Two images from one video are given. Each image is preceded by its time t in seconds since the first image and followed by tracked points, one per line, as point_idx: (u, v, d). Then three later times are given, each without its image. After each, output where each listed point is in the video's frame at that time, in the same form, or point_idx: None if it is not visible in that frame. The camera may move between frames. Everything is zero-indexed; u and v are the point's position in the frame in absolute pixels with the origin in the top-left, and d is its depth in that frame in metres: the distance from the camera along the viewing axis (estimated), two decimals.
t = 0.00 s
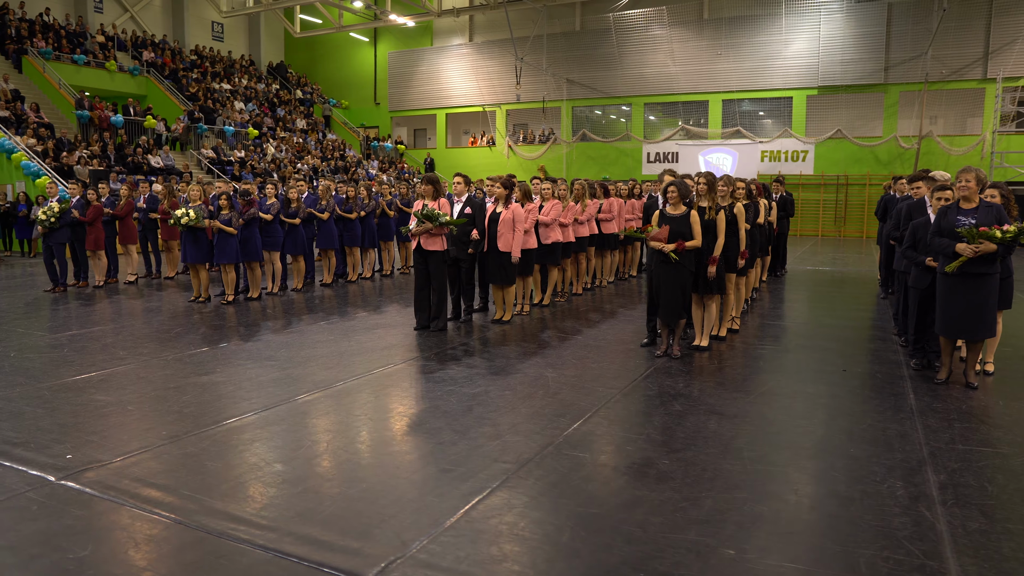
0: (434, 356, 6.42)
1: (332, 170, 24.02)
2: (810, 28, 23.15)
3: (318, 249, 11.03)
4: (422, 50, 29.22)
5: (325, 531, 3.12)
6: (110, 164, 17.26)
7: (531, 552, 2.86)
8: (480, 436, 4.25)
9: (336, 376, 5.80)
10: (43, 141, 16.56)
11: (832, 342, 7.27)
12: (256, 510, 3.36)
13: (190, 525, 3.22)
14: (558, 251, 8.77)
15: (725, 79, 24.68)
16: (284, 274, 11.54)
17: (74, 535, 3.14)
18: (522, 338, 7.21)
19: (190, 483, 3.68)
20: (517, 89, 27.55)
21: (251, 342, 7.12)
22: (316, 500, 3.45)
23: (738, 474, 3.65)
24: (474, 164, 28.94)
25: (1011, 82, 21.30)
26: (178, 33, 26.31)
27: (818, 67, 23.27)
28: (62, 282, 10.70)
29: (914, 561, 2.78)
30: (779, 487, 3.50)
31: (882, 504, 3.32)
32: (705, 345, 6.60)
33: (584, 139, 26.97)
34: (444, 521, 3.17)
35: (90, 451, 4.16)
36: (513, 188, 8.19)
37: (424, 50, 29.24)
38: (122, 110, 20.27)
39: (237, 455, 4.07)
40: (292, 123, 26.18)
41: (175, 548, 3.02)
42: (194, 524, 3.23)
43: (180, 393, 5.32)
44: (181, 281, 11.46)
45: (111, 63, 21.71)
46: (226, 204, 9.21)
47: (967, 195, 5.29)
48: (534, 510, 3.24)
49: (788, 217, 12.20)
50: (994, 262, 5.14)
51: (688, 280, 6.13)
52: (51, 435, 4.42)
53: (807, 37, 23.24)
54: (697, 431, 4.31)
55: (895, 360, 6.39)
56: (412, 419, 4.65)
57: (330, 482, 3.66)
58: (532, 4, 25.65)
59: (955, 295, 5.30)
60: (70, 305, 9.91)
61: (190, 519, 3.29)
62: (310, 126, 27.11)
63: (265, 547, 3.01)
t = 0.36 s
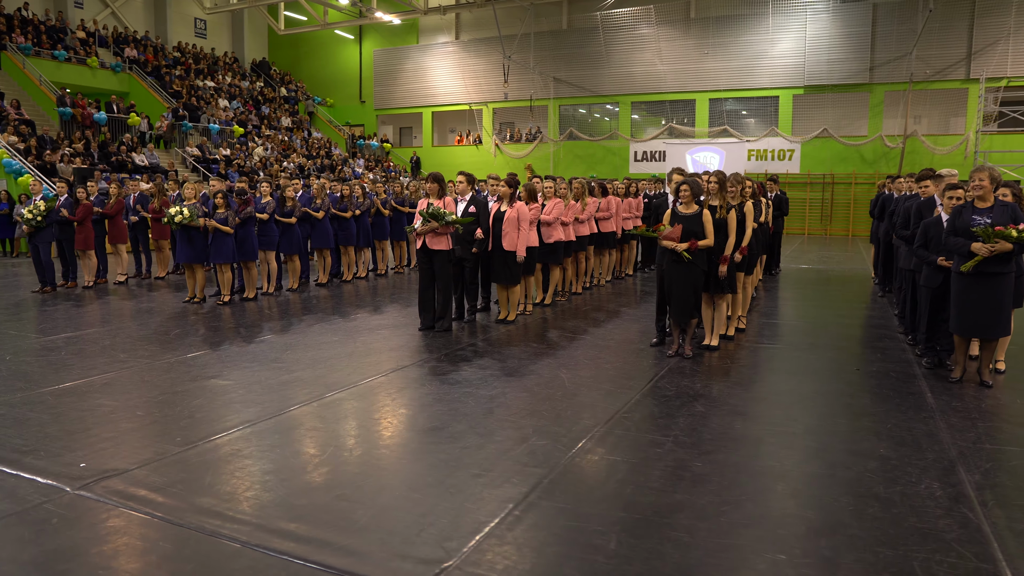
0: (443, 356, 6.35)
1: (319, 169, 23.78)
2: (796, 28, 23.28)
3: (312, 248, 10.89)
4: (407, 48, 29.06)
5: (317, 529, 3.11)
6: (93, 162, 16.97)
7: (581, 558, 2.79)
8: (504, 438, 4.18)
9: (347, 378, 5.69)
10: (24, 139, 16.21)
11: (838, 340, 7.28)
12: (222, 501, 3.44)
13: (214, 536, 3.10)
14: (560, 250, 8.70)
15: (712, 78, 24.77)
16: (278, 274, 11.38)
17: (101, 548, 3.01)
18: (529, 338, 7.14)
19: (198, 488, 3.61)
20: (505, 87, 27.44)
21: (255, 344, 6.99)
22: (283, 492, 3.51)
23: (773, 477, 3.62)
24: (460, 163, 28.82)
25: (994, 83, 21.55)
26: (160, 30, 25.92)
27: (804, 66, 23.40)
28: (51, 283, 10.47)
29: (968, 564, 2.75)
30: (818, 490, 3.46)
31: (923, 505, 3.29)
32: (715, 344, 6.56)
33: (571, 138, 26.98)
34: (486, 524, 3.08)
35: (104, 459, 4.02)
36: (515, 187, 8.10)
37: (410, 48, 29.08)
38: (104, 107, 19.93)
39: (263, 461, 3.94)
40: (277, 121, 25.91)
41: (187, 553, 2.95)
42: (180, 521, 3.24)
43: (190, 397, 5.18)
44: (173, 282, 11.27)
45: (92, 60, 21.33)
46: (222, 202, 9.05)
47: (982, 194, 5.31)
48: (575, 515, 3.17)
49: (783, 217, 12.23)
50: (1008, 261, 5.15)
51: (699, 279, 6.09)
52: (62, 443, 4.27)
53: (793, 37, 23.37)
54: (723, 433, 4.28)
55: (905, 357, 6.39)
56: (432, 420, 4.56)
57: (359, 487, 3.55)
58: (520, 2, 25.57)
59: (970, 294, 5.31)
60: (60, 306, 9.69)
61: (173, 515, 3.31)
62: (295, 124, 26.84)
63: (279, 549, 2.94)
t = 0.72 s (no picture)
0: (451, 358, 6.26)
1: (303, 169, 23.53)
2: (780, 29, 23.44)
3: (306, 249, 10.75)
4: (391, 48, 28.88)
5: (355, 539, 3.00)
6: (74, 161, 16.66)
7: (633, 566, 2.72)
8: (530, 442, 4.10)
9: (357, 382, 5.58)
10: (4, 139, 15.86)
11: (841, 339, 7.30)
12: (243, 509, 3.32)
13: (247, 547, 2.96)
14: (561, 250, 8.65)
15: (697, 79, 24.88)
16: (270, 275, 11.22)
17: (131, 562, 2.88)
18: (535, 339, 7.08)
19: (223, 497, 3.48)
20: (490, 87, 27.35)
21: (257, 347, 6.85)
22: (310, 500, 3.41)
23: (809, 479, 3.58)
24: (444, 163, 28.69)
25: (974, 84, 21.85)
26: (139, 28, 25.53)
27: (788, 67, 23.58)
28: (38, 286, 10.24)
29: (1021, 566, 2.72)
30: (856, 490, 3.43)
31: (962, 505, 3.27)
32: (724, 344, 6.54)
33: (556, 138, 26.98)
34: (529, 531, 3.01)
35: (120, 469, 3.87)
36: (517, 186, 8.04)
37: (393, 47, 28.90)
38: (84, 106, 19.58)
39: (286, 469, 3.83)
40: (260, 121, 25.63)
41: (223, 566, 2.83)
42: (209, 533, 3.11)
43: (198, 403, 5.05)
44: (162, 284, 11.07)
45: (71, 57, 20.96)
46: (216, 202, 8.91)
47: (993, 194, 5.35)
48: (617, 521, 3.10)
49: (776, 217, 12.28)
50: (1020, 261, 5.18)
51: (710, 280, 6.06)
52: (72, 452, 4.12)
53: (777, 38, 23.53)
54: (748, 435, 4.25)
55: (913, 356, 6.41)
56: (452, 423, 4.48)
57: (391, 493, 3.45)
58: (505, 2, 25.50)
59: (983, 294, 5.34)
60: (49, 308, 9.48)
61: (202, 526, 3.18)
62: (278, 124, 26.57)
63: (320, 562, 2.83)
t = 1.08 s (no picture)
0: (458, 362, 6.19)
1: (284, 169, 23.26)
2: (761, 31, 23.64)
3: (297, 251, 10.61)
4: (372, 47, 28.68)
5: (396, 551, 2.92)
6: (51, 161, 16.31)
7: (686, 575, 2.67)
8: (555, 448, 4.05)
9: (366, 387, 5.49)
10: None
11: (842, 339, 7.34)
12: (271, 523, 3.21)
13: (284, 562, 2.86)
14: (558, 251, 8.63)
15: (679, 80, 25.01)
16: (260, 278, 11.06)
17: None
18: (539, 342, 7.03)
19: (249, 510, 3.37)
20: (472, 87, 27.25)
21: (257, 352, 6.71)
22: (342, 511, 3.31)
23: (842, 482, 3.56)
24: (426, 163, 28.55)
25: (950, 87, 22.20)
26: (115, 26, 25.08)
27: (769, 69, 23.78)
28: (21, 290, 9.98)
29: None
30: (890, 493, 3.42)
31: (998, 507, 3.27)
32: (730, 346, 6.56)
33: (538, 138, 26.98)
34: (574, 541, 2.94)
35: (140, 481, 3.75)
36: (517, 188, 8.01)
37: (374, 47, 28.70)
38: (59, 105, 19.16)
39: (310, 479, 3.73)
40: (239, 121, 25.31)
41: None
42: (241, 548, 3.00)
43: (207, 412, 4.92)
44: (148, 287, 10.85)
45: (45, 55, 20.52)
46: (208, 204, 8.77)
47: (999, 196, 5.41)
48: (660, 529, 3.05)
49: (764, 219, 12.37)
50: None
51: (718, 282, 6.07)
52: (83, 465, 3.98)
53: (758, 40, 23.73)
54: (772, 438, 4.23)
55: (917, 356, 6.46)
56: (472, 429, 4.40)
57: (424, 502, 3.36)
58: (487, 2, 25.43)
59: (990, 294, 5.38)
60: (34, 312, 9.25)
61: (233, 541, 3.07)
62: (258, 124, 26.24)
63: None
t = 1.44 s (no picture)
0: (465, 364, 6.12)
1: (264, 169, 22.97)
2: (741, 32, 23.81)
3: (288, 252, 10.45)
4: (351, 46, 28.44)
5: (442, 561, 2.84)
6: (26, 161, 15.92)
7: None
8: (582, 450, 4.00)
9: (375, 391, 5.40)
10: None
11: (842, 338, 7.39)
12: (305, 534, 3.11)
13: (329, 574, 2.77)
14: (557, 251, 8.61)
15: (660, 81, 25.11)
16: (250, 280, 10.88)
17: None
18: (543, 343, 6.98)
19: (280, 520, 3.27)
20: (455, 87, 27.09)
21: (259, 356, 6.58)
22: (376, 520, 3.22)
23: (875, 482, 3.56)
24: (407, 164, 28.38)
25: (927, 89, 22.54)
26: (89, 23, 24.60)
27: (749, 70, 23.97)
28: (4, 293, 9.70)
29: None
30: (925, 492, 3.42)
31: None
32: (735, 346, 6.58)
33: (520, 139, 26.96)
34: (622, 548, 2.89)
35: (160, 492, 3.62)
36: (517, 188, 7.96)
37: (354, 46, 28.47)
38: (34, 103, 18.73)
39: (338, 487, 3.63)
40: (217, 120, 24.94)
41: None
42: (279, 560, 2.90)
43: (217, 418, 4.79)
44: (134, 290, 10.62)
45: (18, 52, 20.05)
46: (200, 204, 8.59)
47: (1005, 197, 5.46)
48: (705, 534, 3.01)
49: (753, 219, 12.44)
50: None
51: (726, 282, 6.07)
52: (98, 475, 3.85)
53: (739, 42, 23.90)
54: (795, 437, 4.22)
55: (920, 355, 6.50)
56: (494, 433, 4.34)
57: (460, 509, 3.30)
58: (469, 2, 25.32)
59: (997, 294, 5.43)
60: (18, 316, 9.00)
61: (270, 553, 2.96)
62: (236, 124, 25.89)
63: None
